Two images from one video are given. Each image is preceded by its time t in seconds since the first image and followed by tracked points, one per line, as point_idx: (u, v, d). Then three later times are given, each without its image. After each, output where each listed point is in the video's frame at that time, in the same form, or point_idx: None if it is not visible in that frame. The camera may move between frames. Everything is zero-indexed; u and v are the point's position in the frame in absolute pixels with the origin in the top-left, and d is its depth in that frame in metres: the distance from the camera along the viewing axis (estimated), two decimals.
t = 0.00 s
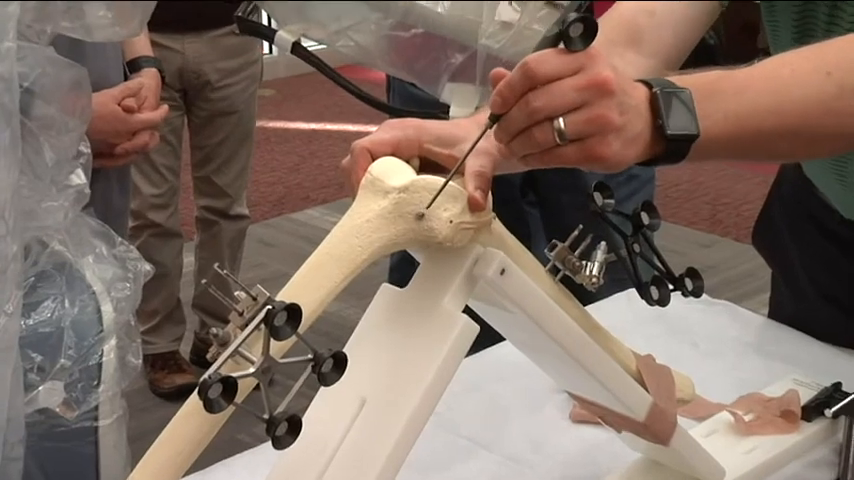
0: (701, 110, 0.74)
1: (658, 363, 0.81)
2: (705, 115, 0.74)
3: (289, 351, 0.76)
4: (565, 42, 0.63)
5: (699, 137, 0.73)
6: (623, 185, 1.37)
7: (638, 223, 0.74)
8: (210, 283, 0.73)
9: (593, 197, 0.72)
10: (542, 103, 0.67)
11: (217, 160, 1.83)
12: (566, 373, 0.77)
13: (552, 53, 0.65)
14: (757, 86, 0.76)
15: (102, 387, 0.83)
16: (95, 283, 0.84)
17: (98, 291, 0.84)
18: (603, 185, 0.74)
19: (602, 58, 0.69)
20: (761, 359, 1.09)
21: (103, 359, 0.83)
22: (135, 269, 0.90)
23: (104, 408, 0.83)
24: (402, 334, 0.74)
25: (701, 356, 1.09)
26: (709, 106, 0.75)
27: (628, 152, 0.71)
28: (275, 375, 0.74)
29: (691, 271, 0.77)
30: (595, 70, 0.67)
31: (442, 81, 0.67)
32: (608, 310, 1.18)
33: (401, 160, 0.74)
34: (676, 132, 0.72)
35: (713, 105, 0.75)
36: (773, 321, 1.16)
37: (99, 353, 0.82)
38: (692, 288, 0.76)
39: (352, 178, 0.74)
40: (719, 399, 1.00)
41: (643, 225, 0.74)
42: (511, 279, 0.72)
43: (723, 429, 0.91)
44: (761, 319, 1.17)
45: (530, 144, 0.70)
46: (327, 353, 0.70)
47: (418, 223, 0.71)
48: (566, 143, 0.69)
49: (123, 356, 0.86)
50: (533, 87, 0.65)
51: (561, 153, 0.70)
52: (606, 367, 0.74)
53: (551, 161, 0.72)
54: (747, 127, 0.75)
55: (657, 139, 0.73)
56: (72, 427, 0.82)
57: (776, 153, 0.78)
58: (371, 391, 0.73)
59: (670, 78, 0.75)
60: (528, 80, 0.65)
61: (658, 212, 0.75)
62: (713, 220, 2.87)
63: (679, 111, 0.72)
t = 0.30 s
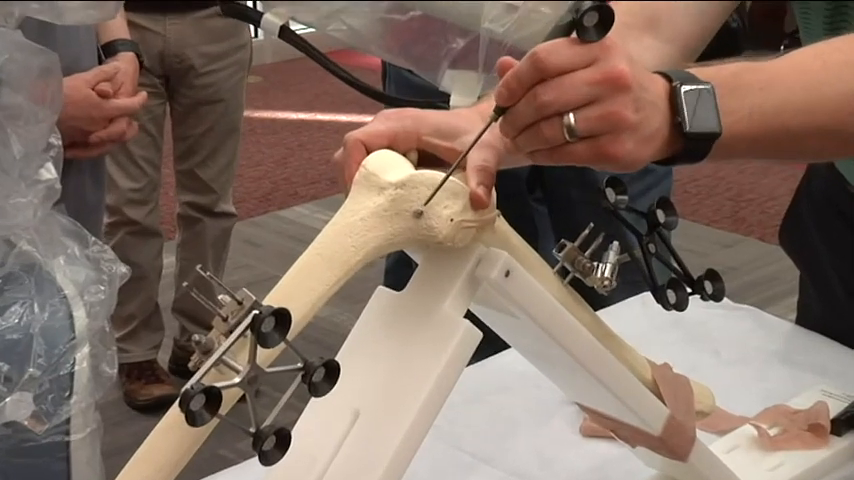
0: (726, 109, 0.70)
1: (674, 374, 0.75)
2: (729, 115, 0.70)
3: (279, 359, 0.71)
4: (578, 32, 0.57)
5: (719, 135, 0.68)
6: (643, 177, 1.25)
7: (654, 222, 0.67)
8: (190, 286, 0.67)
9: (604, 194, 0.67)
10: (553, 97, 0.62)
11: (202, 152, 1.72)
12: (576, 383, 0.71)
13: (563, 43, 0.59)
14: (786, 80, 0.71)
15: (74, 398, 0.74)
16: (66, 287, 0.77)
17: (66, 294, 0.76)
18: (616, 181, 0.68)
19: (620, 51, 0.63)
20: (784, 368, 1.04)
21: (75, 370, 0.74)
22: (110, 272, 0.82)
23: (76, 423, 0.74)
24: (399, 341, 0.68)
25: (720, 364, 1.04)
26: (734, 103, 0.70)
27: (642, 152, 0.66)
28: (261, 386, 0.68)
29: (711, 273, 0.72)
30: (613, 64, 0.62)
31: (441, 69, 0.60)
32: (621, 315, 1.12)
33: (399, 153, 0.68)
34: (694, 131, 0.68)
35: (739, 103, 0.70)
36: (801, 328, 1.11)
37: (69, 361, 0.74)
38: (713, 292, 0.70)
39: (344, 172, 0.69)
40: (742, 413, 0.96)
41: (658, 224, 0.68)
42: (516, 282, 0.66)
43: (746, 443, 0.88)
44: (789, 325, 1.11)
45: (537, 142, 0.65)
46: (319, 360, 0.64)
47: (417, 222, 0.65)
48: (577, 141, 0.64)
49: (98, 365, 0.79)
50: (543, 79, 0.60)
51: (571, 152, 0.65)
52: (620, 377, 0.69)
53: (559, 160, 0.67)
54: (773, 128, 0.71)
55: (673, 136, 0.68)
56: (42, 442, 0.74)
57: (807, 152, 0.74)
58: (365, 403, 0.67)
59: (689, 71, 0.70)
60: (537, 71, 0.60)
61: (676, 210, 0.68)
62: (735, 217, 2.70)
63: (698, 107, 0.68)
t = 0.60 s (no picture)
0: (753, 98, 0.65)
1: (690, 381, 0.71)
2: (757, 105, 0.65)
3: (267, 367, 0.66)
4: (594, 12, 0.54)
5: (743, 127, 0.62)
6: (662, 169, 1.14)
7: (672, 220, 0.62)
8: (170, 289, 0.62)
9: (618, 190, 0.62)
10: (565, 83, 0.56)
11: (184, 142, 1.27)
12: (587, 392, 0.66)
13: (577, 25, 0.55)
14: (815, 67, 0.66)
15: (44, 411, 0.68)
16: (35, 290, 0.70)
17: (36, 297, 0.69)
18: (631, 176, 0.63)
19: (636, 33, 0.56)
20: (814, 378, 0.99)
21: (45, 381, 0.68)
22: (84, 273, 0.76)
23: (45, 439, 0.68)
24: (396, 349, 0.63)
25: (744, 374, 1.00)
26: (761, 90, 0.65)
27: (662, 145, 0.60)
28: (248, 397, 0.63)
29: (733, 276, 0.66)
30: (629, 47, 0.55)
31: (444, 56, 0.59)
32: (638, 318, 1.07)
33: (395, 145, 0.63)
34: (719, 123, 0.61)
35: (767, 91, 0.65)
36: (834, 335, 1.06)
37: (39, 371, 0.68)
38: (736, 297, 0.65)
39: (337, 166, 0.64)
40: (772, 427, 0.91)
41: (677, 223, 0.63)
42: (522, 285, 0.61)
43: (773, 460, 0.84)
44: (819, 332, 1.06)
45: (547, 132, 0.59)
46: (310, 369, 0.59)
47: (416, 219, 0.60)
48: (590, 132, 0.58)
49: (70, 374, 0.72)
50: (553, 64, 0.55)
51: (584, 143, 0.58)
52: (635, 389, 0.64)
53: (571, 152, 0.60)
54: (805, 120, 0.66)
55: (695, 125, 0.62)
56: (8, 458, 0.67)
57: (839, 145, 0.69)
58: (359, 416, 0.62)
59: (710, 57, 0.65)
60: (548, 55, 0.55)
61: (694, 207, 0.64)
62: (761, 215, 2.56)
63: (723, 94, 0.61)
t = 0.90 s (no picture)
0: (773, 91, 0.60)
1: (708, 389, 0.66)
2: (779, 97, 0.60)
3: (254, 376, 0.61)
4: None
5: (764, 124, 0.56)
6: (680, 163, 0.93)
7: (691, 219, 0.57)
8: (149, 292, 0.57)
9: (633, 186, 0.57)
10: (568, 77, 0.50)
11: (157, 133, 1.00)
12: (597, 402, 0.62)
13: (580, 14, 0.49)
14: (840, 58, 0.62)
15: (10, 428, 0.64)
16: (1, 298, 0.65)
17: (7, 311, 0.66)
18: (647, 170, 0.58)
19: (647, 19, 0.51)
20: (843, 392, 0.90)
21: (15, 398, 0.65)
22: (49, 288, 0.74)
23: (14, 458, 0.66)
24: (391, 357, 0.58)
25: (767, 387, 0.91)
26: (783, 82, 0.60)
27: (676, 143, 0.54)
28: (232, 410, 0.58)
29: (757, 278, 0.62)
30: (641, 39, 0.49)
31: (440, 42, 0.48)
32: (654, 327, 0.99)
33: (392, 138, 0.58)
34: (735, 117, 0.55)
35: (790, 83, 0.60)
36: None
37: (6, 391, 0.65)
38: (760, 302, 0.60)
39: (328, 159, 0.59)
40: (803, 443, 0.84)
41: (696, 222, 0.58)
42: (529, 290, 0.56)
43: None
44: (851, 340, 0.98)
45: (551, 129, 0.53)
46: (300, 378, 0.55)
47: (413, 218, 0.56)
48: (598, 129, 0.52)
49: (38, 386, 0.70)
50: (557, 56, 0.50)
51: (591, 142, 0.53)
52: (648, 400, 0.59)
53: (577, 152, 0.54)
54: (829, 113, 0.61)
55: (710, 123, 0.56)
56: None
57: None
58: (352, 430, 0.57)
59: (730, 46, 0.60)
60: (551, 47, 0.49)
61: (714, 205, 0.59)
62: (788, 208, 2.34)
63: (741, 88, 0.55)
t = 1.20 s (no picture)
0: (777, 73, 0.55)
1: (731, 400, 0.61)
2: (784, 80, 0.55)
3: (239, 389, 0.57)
4: None
5: (770, 88, 0.51)
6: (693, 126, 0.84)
7: (712, 218, 0.53)
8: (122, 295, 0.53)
9: (649, 182, 0.53)
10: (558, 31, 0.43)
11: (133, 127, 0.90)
12: (608, 414, 0.57)
13: None
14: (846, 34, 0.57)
15: None
16: None
17: None
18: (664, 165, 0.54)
19: None
20: None
21: None
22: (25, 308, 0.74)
23: None
24: (387, 368, 0.53)
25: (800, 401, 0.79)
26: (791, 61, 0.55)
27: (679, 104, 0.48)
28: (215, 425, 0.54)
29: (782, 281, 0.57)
30: None
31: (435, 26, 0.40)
32: (674, 336, 0.87)
33: (387, 130, 0.54)
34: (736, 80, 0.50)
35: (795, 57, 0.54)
36: None
37: None
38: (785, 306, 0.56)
39: (318, 152, 0.54)
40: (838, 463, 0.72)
41: (718, 222, 0.53)
42: (535, 295, 0.51)
43: None
44: None
45: (546, 96, 0.46)
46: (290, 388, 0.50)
47: (411, 218, 0.50)
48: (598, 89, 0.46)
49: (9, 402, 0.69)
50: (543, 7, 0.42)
51: (592, 106, 0.46)
52: (666, 414, 0.55)
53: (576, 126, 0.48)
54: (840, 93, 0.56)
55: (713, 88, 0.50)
56: None
57: None
58: (345, 447, 0.53)
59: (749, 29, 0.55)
60: None
61: (738, 203, 0.54)
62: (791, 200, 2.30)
63: (735, 50, 0.50)
